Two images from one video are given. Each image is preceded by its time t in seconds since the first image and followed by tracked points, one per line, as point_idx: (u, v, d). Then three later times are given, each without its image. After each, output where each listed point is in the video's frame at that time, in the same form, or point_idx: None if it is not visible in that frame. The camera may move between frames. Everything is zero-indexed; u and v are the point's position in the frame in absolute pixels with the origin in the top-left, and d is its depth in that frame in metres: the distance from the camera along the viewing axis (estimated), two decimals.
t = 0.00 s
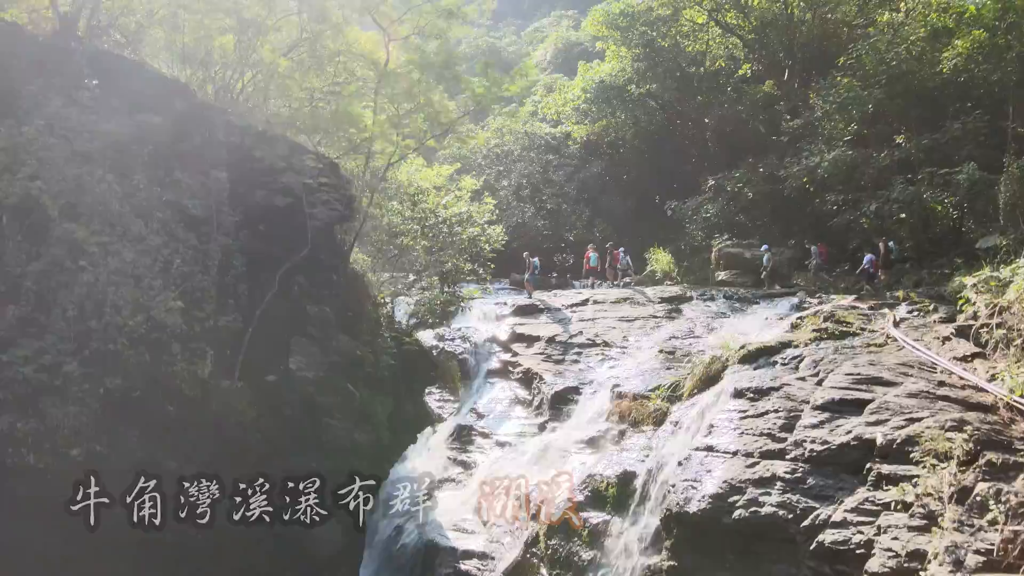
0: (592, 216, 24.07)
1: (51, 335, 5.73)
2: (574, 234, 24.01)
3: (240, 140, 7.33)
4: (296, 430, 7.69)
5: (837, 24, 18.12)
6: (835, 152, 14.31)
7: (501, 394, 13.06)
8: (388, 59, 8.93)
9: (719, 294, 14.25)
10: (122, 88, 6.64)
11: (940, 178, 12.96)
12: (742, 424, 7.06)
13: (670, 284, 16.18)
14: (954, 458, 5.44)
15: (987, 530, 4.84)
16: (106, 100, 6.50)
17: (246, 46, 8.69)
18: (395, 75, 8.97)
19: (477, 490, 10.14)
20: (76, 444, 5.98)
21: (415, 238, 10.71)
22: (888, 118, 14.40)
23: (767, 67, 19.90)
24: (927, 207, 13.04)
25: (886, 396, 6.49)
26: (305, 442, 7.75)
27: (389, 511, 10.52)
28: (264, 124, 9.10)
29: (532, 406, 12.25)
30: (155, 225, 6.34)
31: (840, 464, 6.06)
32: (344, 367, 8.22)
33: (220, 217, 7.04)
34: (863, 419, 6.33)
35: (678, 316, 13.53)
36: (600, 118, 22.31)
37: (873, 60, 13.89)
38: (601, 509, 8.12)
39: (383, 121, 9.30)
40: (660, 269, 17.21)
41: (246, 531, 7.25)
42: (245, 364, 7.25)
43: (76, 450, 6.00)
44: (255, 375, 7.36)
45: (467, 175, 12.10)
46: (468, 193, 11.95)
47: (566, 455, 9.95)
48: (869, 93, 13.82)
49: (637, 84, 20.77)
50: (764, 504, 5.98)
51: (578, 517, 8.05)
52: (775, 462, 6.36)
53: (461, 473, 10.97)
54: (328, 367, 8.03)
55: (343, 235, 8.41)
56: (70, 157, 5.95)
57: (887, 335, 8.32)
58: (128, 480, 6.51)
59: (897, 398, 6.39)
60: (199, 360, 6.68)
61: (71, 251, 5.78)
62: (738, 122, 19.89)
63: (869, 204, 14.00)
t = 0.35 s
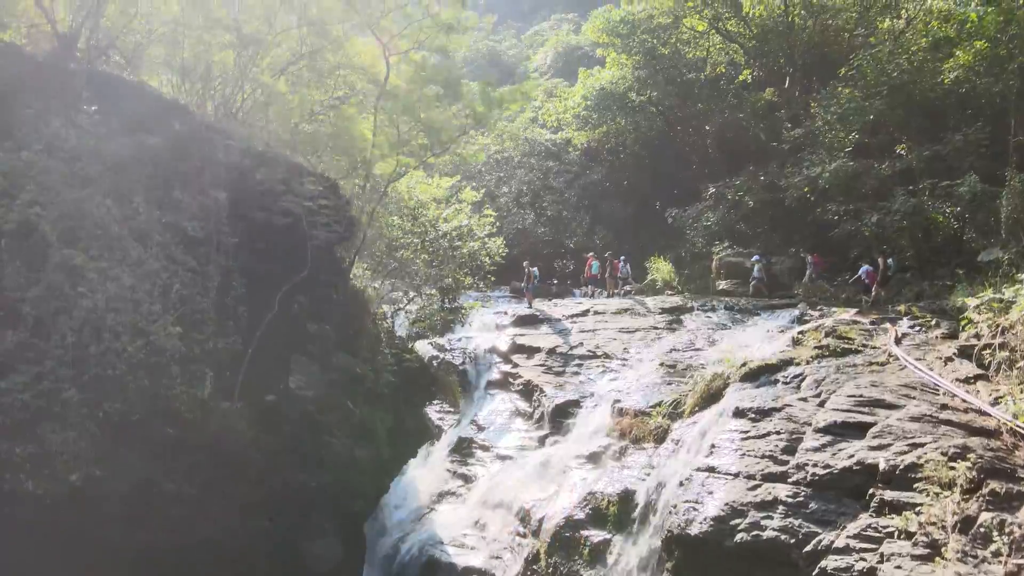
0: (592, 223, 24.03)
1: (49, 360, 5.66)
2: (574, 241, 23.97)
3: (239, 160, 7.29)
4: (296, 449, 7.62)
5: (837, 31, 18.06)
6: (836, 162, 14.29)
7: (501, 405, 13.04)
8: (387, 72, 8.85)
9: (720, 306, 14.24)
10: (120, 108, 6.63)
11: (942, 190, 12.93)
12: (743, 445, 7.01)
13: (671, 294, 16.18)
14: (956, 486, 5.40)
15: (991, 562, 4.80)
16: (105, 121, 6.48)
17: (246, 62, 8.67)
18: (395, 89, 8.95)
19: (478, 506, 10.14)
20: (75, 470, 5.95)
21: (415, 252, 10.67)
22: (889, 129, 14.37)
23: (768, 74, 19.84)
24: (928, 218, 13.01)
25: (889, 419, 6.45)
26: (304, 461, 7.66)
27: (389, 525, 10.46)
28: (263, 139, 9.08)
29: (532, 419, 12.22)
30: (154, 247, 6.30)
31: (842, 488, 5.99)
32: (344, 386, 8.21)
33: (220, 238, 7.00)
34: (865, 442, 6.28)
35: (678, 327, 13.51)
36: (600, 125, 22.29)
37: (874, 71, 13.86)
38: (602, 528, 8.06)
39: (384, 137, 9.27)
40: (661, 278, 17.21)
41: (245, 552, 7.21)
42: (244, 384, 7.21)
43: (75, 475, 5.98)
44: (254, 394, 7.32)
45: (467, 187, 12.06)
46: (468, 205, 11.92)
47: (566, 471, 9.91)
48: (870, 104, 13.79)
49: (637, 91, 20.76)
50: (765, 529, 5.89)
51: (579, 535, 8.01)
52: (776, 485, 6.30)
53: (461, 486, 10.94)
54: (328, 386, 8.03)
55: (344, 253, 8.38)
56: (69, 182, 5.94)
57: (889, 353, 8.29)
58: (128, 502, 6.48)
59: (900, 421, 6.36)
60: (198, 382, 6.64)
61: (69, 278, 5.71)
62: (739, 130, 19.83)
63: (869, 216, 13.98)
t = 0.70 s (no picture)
0: (593, 230, 23.98)
1: (48, 385, 5.62)
2: (575, 248, 23.91)
3: (239, 180, 7.27)
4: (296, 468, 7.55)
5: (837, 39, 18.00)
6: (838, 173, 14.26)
7: (501, 416, 13.02)
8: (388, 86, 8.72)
9: (721, 316, 14.24)
10: (120, 127, 6.62)
11: (943, 201, 12.88)
12: (744, 465, 6.96)
13: (671, 303, 16.18)
14: (959, 512, 5.35)
15: None
16: (103, 139, 6.46)
17: (246, 78, 8.67)
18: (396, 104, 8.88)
19: (478, 519, 10.11)
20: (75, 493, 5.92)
21: (415, 264, 10.64)
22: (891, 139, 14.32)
23: (768, 80, 19.77)
24: (929, 229, 12.98)
25: (891, 440, 6.42)
26: (305, 477, 7.54)
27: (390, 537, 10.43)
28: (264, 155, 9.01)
29: (533, 431, 12.19)
30: (153, 270, 6.27)
31: (844, 510, 5.93)
32: (346, 401, 8.11)
33: (219, 258, 6.98)
34: (867, 464, 6.24)
35: (679, 338, 13.48)
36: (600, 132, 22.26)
37: (875, 81, 13.81)
38: (603, 544, 8.00)
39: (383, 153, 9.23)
40: (662, 287, 17.19)
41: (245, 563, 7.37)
42: (244, 403, 7.17)
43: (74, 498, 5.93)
44: (254, 412, 7.26)
45: (467, 198, 12.02)
46: (468, 216, 11.87)
47: (567, 485, 9.87)
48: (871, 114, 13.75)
49: (638, 98, 20.79)
50: (767, 550, 5.85)
51: (580, 552, 7.95)
52: (778, 506, 6.25)
53: (461, 498, 10.90)
54: (328, 402, 7.88)
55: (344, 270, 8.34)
56: (69, 204, 5.89)
57: (891, 370, 8.26)
58: (128, 524, 6.46)
59: (902, 443, 6.33)
60: (198, 403, 6.59)
61: (68, 303, 5.66)
62: (739, 137, 19.78)
63: (870, 228, 13.99)
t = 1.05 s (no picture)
0: (594, 238, 23.85)
1: (48, 414, 5.59)
2: (575, 255, 23.85)
3: (238, 204, 7.26)
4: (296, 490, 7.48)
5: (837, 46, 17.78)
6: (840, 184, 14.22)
7: (501, 429, 12.99)
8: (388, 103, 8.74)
9: (721, 327, 14.23)
10: (119, 152, 6.62)
11: (944, 213, 12.84)
12: (746, 488, 6.91)
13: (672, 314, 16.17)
14: (962, 543, 5.30)
15: None
16: (102, 163, 6.46)
17: (246, 98, 8.67)
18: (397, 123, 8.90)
19: (479, 535, 10.00)
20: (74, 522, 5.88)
21: (415, 279, 10.63)
22: (891, 150, 14.28)
23: (767, 87, 19.76)
24: (930, 241, 12.95)
25: (894, 467, 6.38)
26: (306, 498, 7.47)
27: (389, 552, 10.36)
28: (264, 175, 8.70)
29: (533, 444, 12.16)
30: (152, 297, 6.24)
31: (847, 538, 5.87)
32: (348, 419, 8.04)
33: (219, 282, 6.96)
34: (870, 491, 6.19)
35: (680, 351, 13.46)
36: (601, 139, 22.26)
37: (876, 93, 13.77)
38: (604, 564, 7.90)
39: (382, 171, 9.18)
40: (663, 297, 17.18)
41: None
42: (244, 426, 7.12)
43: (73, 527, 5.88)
44: (254, 435, 7.21)
45: (467, 210, 11.99)
46: (469, 230, 11.83)
47: (568, 501, 9.81)
48: (872, 125, 13.71)
49: (639, 108, 20.79)
50: None
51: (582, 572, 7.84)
52: (780, 531, 6.18)
53: (462, 513, 10.86)
54: (329, 422, 7.82)
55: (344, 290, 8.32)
56: (69, 232, 5.87)
57: (893, 391, 8.23)
58: (126, 550, 6.43)
59: (905, 469, 6.29)
60: (198, 428, 6.53)
61: (67, 332, 5.63)
62: (740, 145, 19.70)
63: (873, 238, 13.85)
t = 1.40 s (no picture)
0: (595, 243, 23.81)
1: (48, 441, 5.56)
2: (576, 260, 23.81)
3: (236, 225, 7.26)
4: (296, 509, 7.43)
5: (836, 51, 17.52)
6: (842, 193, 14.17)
7: (501, 440, 12.97)
8: (390, 120, 8.67)
9: (722, 337, 14.24)
10: (118, 173, 6.61)
11: (945, 224, 12.83)
12: (748, 509, 6.83)
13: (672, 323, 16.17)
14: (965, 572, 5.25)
15: None
16: (101, 186, 6.45)
17: (245, 116, 8.64)
18: (396, 139, 8.84)
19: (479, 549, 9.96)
20: (74, 549, 5.85)
21: (415, 292, 10.62)
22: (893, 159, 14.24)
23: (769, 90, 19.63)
24: (932, 250, 12.89)
25: (896, 491, 6.34)
26: (306, 517, 7.46)
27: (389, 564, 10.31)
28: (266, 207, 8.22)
29: (533, 455, 12.13)
30: (151, 322, 6.21)
31: (848, 563, 5.77)
32: (347, 437, 8.03)
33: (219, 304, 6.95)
34: (872, 515, 6.13)
35: (680, 361, 13.46)
36: (602, 142, 22.18)
37: (878, 102, 13.70)
38: None
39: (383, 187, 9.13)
40: (664, 304, 17.16)
41: None
42: (244, 446, 7.06)
43: (72, 553, 5.83)
44: (254, 454, 7.16)
45: (467, 220, 11.95)
46: (469, 241, 11.78)
47: (569, 514, 9.77)
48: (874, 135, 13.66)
49: (639, 115, 20.53)
50: None
51: None
52: (782, 554, 6.07)
53: (462, 525, 10.84)
54: (329, 441, 7.79)
55: (344, 309, 8.33)
56: (67, 258, 5.85)
57: (894, 409, 8.21)
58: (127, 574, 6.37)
59: (907, 494, 6.25)
60: (199, 450, 6.49)
61: (67, 360, 5.60)
62: (742, 150, 19.55)
63: (874, 248, 13.69)
